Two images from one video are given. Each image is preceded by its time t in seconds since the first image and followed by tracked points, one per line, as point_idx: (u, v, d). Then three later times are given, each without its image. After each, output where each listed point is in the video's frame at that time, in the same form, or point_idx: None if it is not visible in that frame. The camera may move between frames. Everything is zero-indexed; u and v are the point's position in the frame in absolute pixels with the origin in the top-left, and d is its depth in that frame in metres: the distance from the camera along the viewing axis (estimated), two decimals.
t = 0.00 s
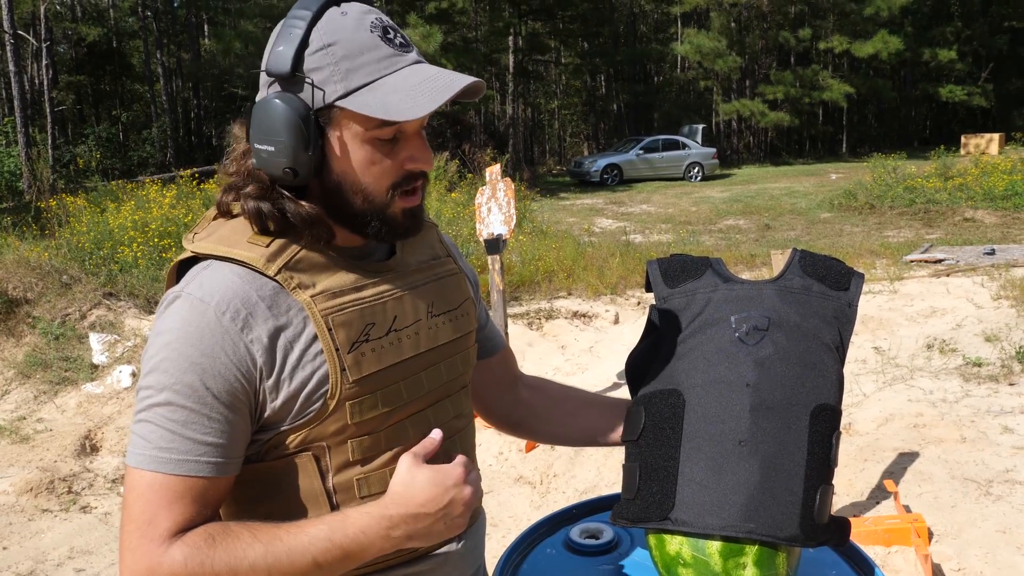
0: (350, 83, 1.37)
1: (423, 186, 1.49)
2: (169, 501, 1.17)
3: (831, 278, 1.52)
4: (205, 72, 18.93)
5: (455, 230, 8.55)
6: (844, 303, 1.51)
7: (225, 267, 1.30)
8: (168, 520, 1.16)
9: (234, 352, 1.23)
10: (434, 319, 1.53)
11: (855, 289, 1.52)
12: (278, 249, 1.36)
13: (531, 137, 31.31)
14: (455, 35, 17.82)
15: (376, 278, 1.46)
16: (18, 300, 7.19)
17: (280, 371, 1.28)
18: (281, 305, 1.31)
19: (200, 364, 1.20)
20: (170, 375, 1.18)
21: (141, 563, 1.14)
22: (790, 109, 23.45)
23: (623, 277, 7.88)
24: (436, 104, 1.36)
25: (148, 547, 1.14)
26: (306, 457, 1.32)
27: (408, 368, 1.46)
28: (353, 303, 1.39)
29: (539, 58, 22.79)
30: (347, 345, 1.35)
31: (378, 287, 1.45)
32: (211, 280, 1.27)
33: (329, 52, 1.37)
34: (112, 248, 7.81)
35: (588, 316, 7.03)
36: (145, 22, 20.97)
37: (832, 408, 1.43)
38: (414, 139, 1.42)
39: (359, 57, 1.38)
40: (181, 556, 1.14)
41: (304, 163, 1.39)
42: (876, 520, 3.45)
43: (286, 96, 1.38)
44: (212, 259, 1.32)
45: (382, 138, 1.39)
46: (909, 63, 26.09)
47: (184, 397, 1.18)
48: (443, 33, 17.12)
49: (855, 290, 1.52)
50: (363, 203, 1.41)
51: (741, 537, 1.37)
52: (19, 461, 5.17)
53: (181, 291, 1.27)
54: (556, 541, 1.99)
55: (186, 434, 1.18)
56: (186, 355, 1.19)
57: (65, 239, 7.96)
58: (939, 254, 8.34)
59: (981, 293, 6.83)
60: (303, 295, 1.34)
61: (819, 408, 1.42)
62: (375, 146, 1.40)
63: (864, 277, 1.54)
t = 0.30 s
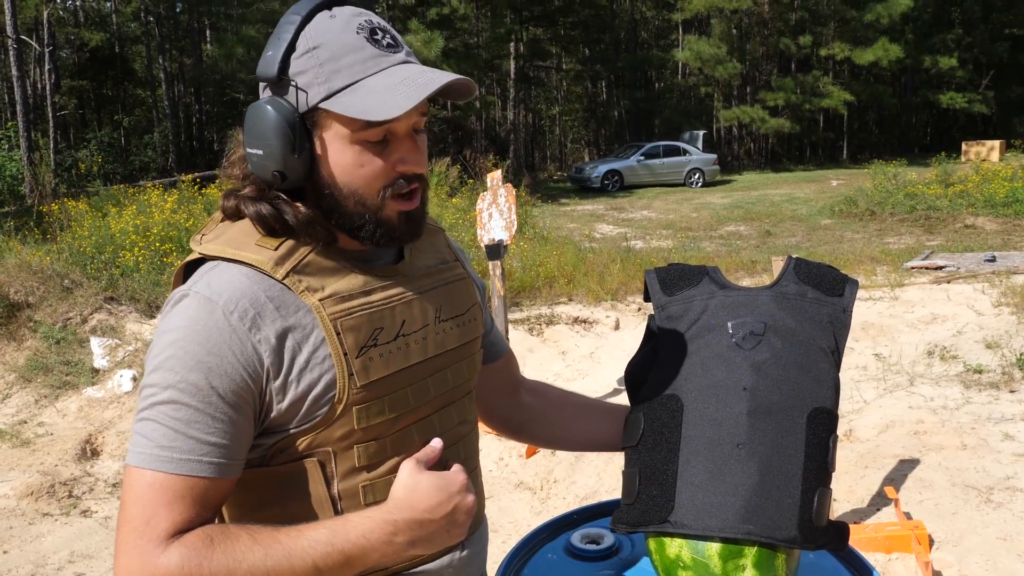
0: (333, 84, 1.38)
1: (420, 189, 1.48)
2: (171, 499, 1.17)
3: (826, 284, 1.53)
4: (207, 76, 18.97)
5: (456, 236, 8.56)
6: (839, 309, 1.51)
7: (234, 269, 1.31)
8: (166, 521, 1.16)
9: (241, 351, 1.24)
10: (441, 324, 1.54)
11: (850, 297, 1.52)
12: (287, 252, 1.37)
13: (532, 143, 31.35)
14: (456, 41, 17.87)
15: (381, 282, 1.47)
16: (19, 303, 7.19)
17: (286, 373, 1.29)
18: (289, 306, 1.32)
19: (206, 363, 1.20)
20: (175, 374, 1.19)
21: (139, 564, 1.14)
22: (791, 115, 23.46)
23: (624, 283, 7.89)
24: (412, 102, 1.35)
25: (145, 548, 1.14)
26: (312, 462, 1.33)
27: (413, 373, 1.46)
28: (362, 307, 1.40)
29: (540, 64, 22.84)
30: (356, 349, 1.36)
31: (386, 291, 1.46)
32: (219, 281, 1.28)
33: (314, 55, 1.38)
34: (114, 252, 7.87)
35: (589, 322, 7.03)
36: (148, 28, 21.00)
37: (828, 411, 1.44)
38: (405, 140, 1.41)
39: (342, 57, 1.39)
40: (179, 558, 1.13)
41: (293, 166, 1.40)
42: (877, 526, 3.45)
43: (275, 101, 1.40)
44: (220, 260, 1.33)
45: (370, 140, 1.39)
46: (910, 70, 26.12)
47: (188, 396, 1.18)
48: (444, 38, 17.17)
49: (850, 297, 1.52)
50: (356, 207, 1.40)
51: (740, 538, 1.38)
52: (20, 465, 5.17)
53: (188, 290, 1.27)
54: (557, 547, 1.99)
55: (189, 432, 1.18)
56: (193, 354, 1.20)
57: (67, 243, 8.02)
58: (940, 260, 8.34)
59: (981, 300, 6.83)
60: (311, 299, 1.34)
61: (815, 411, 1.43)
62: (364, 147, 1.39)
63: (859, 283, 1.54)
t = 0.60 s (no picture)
0: (314, 73, 1.39)
1: (406, 188, 1.46)
2: (183, 501, 1.16)
3: (829, 290, 1.54)
4: (210, 80, 19.02)
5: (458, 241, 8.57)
6: (842, 314, 1.52)
7: (246, 270, 1.31)
8: (178, 523, 1.15)
9: (255, 352, 1.24)
10: (450, 331, 1.55)
11: (852, 302, 1.53)
12: (299, 254, 1.37)
13: (534, 148, 31.36)
14: (459, 46, 17.92)
15: (391, 286, 1.47)
16: (21, 306, 7.20)
17: (298, 375, 1.29)
18: (301, 308, 1.33)
19: (220, 362, 1.20)
20: (188, 373, 1.19)
21: (150, 568, 1.12)
22: (793, 121, 23.47)
23: (626, 288, 7.89)
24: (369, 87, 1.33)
25: (158, 549, 1.13)
26: (320, 466, 1.33)
27: (423, 379, 1.47)
28: (372, 312, 1.40)
29: (543, 70, 22.88)
30: (366, 354, 1.37)
31: (396, 297, 1.47)
32: (233, 280, 1.29)
33: (306, 47, 1.42)
34: (116, 256, 7.96)
35: (590, 327, 7.04)
36: (151, 32, 21.02)
37: (830, 419, 1.45)
38: (384, 135, 1.42)
39: (325, 48, 1.40)
40: (191, 560, 1.12)
41: (280, 152, 1.47)
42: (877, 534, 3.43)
43: (271, 92, 1.48)
44: (231, 261, 1.33)
45: (346, 128, 1.41)
46: (912, 77, 26.13)
47: (201, 396, 1.18)
48: (447, 43, 17.22)
49: (852, 302, 1.53)
50: (333, 199, 1.41)
51: (740, 548, 1.37)
52: (22, 468, 5.17)
53: (200, 290, 1.28)
54: (557, 552, 1.99)
55: (202, 432, 1.18)
56: (206, 353, 1.20)
57: (70, 247, 8.06)
58: (942, 267, 8.34)
59: (983, 307, 6.82)
60: (322, 302, 1.35)
61: (817, 419, 1.44)
62: (340, 135, 1.41)
63: (861, 289, 1.55)
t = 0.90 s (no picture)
0: (322, 75, 1.40)
1: (416, 191, 1.46)
2: (199, 493, 1.18)
3: (841, 298, 1.53)
4: (215, 83, 19.07)
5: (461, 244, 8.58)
6: (855, 323, 1.51)
7: (259, 264, 1.32)
8: (193, 512, 1.18)
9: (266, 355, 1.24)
10: (461, 337, 1.55)
11: (866, 311, 1.52)
12: (313, 253, 1.38)
13: (537, 151, 31.38)
14: (462, 50, 17.96)
15: (404, 292, 1.47)
16: (26, 308, 7.24)
17: (308, 379, 1.29)
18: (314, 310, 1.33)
19: (230, 364, 1.21)
20: (196, 374, 1.19)
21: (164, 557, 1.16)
22: (796, 126, 23.48)
23: (629, 292, 7.89)
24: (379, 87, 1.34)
25: (172, 538, 1.16)
26: (325, 469, 1.33)
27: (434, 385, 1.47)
28: (385, 314, 1.40)
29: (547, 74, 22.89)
30: (377, 358, 1.37)
31: (409, 302, 1.46)
32: (244, 274, 1.29)
33: (315, 50, 1.43)
34: (121, 258, 8.00)
35: (593, 331, 7.04)
36: (156, 35, 21.05)
37: (840, 429, 1.44)
38: (392, 136, 1.43)
39: (332, 51, 1.41)
40: (208, 542, 1.16)
41: (289, 155, 1.48)
42: (880, 539, 3.42)
43: (279, 94, 1.49)
44: (245, 255, 1.34)
45: (355, 129, 1.41)
46: (916, 81, 26.09)
47: (210, 397, 1.19)
48: (451, 47, 17.25)
49: (865, 310, 1.52)
50: (341, 201, 1.41)
51: (744, 557, 1.37)
52: (25, 470, 5.18)
53: (211, 283, 1.28)
54: (559, 557, 1.99)
55: (211, 434, 1.19)
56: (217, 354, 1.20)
57: (74, 249, 8.10)
58: (946, 272, 8.33)
59: (987, 312, 6.81)
60: (336, 305, 1.35)
61: (826, 428, 1.43)
62: (349, 136, 1.41)
63: (875, 297, 1.53)
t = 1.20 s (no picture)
0: (372, 90, 1.40)
1: (450, 217, 1.45)
2: (200, 511, 1.18)
3: (847, 301, 1.49)
4: (217, 85, 19.07)
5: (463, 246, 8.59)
6: (860, 326, 1.48)
7: (276, 276, 1.31)
8: (198, 531, 1.18)
9: (273, 366, 1.24)
10: (468, 358, 1.55)
11: (871, 314, 1.48)
12: (330, 268, 1.37)
13: (539, 153, 31.38)
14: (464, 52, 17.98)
15: (418, 310, 1.47)
16: (28, 309, 7.25)
17: (311, 392, 1.28)
18: (327, 326, 1.32)
19: (237, 373, 1.20)
20: (199, 383, 1.19)
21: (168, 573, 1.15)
22: (798, 128, 23.47)
23: (630, 295, 7.89)
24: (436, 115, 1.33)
25: (177, 556, 1.16)
26: (318, 479, 1.34)
27: (435, 407, 1.47)
28: (396, 336, 1.40)
29: (549, 76, 22.91)
30: (383, 381, 1.36)
31: (420, 320, 1.46)
32: (257, 284, 1.28)
33: (368, 60, 1.42)
34: (122, 260, 8.02)
35: (595, 334, 7.04)
36: (158, 37, 21.05)
37: (843, 436, 1.43)
38: (436, 162, 1.41)
39: (388, 67, 1.40)
40: (214, 563, 1.16)
41: (327, 164, 1.47)
42: (881, 543, 3.40)
43: (324, 100, 1.47)
44: (261, 263, 1.33)
45: (397, 150, 1.40)
46: (918, 84, 26.04)
47: (214, 406, 1.19)
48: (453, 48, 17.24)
49: (871, 313, 1.48)
50: (373, 218, 1.41)
51: (745, 567, 1.38)
52: (27, 471, 5.19)
53: (227, 290, 1.27)
54: (559, 560, 1.98)
55: (216, 444, 1.18)
56: (224, 362, 1.20)
57: (76, 251, 8.11)
58: (948, 275, 8.32)
59: (989, 315, 6.81)
60: (348, 322, 1.34)
61: (829, 436, 1.42)
62: (390, 155, 1.40)
63: (881, 300, 1.49)
